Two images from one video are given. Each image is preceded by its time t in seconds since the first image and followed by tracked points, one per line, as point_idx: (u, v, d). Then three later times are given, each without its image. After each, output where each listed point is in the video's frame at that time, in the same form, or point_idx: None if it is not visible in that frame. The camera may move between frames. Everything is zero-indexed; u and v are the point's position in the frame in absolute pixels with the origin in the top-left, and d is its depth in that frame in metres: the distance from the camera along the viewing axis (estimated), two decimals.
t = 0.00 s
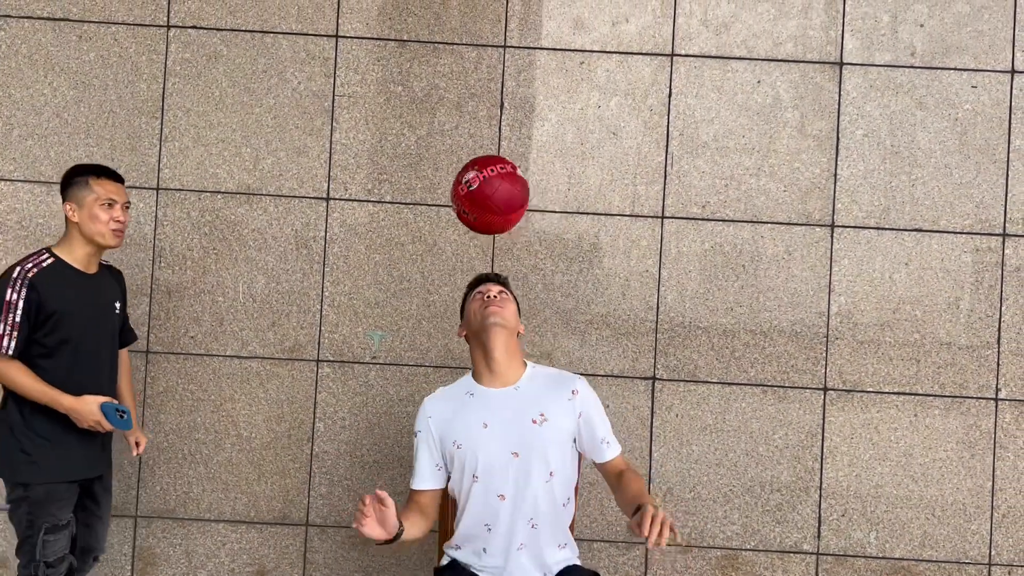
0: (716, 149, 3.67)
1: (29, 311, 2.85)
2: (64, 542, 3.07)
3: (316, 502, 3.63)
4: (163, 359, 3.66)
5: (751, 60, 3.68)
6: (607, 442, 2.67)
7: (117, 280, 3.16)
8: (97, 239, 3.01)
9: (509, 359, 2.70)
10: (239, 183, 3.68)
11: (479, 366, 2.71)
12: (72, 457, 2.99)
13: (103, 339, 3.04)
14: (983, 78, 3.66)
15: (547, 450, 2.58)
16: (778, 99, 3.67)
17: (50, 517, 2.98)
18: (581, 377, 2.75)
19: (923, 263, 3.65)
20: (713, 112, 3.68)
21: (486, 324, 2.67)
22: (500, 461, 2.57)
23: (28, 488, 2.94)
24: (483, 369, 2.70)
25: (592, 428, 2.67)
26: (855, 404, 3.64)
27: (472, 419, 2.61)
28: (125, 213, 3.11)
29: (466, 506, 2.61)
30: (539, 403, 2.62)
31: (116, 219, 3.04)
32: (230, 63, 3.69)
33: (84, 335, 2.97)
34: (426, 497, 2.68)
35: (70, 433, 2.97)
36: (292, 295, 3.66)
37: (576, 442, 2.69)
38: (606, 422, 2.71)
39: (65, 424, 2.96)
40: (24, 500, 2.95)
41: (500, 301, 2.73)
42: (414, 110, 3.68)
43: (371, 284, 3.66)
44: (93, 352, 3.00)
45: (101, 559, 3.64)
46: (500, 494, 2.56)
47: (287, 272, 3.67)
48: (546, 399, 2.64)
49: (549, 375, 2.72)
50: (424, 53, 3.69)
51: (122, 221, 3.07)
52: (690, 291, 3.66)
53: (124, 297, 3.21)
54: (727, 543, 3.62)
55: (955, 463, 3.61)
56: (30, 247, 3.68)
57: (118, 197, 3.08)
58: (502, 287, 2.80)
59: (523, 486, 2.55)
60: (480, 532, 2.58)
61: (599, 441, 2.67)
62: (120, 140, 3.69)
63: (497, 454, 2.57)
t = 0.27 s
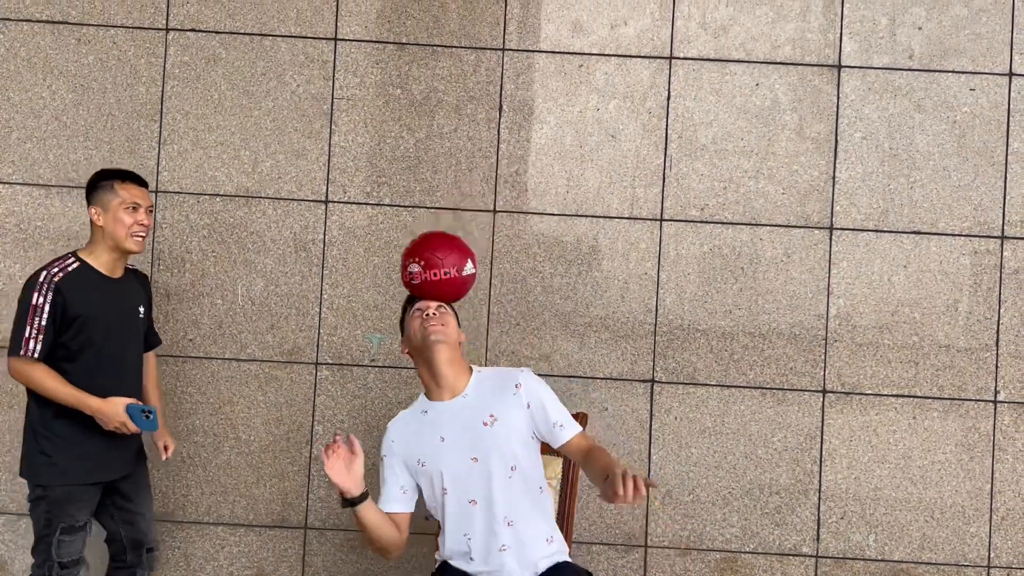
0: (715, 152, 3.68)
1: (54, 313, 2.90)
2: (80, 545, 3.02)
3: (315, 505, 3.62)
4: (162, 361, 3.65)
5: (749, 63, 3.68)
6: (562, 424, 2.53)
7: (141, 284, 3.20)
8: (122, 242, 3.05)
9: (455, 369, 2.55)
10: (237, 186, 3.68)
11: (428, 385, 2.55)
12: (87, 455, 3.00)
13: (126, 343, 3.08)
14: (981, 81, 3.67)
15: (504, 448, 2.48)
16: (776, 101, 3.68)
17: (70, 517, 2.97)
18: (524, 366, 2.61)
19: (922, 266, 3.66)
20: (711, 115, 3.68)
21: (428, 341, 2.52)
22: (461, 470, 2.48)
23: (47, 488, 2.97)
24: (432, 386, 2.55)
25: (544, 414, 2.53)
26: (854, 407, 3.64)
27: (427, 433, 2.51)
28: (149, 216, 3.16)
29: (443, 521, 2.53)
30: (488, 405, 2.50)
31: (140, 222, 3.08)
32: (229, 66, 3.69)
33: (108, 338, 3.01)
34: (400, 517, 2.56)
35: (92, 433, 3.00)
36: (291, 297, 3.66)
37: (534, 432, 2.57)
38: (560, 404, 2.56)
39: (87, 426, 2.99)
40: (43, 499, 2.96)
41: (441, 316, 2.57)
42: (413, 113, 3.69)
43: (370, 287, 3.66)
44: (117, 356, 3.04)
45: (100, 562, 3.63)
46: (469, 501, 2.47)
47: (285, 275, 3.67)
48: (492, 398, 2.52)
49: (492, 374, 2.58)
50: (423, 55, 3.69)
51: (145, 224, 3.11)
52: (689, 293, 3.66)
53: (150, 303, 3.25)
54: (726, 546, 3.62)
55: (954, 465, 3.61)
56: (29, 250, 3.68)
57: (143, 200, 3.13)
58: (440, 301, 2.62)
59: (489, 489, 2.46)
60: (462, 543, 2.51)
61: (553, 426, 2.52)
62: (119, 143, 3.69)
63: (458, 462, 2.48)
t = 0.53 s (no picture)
0: (714, 153, 3.68)
1: (82, 321, 3.09)
2: (101, 543, 3.15)
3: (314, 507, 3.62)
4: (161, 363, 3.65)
5: (748, 64, 3.69)
6: (543, 430, 2.60)
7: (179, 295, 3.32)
8: (159, 251, 3.21)
9: (445, 371, 2.68)
10: (237, 187, 3.68)
11: (415, 386, 2.68)
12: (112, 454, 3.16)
13: (154, 351, 3.20)
14: (980, 82, 3.67)
15: (483, 449, 2.56)
16: (776, 103, 3.68)
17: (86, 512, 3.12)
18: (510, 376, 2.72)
19: (921, 267, 3.66)
20: (710, 116, 3.69)
21: (423, 341, 2.66)
22: (439, 468, 2.56)
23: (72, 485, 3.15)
24: (420, 385, 2.67)
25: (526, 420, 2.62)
26: (854, 408, 3.64)
27: (410, 431, 2.61)
28: (185, 228, 3.31)
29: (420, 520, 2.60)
30: (472, 406, 2.61)
31: (174, 232, 3.24)
32: (228, 68, 3.70)
33: (133, 347, 3.15)
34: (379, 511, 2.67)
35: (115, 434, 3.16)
36: (290, 299, 3.66)
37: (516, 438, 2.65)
38: (544, 412, 2.65)
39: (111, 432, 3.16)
40: (68, 495, 3.14)
41: (438, 320, 2.73)
42: (412, 114, 3.69)
43: (369, 288, 3.66)
44: (143, 364, 3.18)
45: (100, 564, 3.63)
46: (446, 499, 2.54)
47: (285, 277, 3.67)
48: (475, 401, 2.62)
49: (481, 379, 2.70)
50: (422, 57, 3.70)
51: (183, 235, 3.28)
52: (688, 295, 3.67)
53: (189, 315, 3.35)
54: (725, 547, 3.62)
55: (953, 466, 3.62)
56: (28, 251, 3.68)
57: (177, 213, 3.29)
58: (439, 308, 2.80)
59: (465, 488, 2.53)
60: (436, 541, 2.56)
61: (534, 431, 2.60)
62: (118, 145, 3.69)
63: (437, 460, 2.56)
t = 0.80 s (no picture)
0: (713, 154, 3.68)
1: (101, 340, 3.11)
2: (123, 550, 3.16)
3: (314, 508, 3.63)
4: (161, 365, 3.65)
5: (747, 66, 3.69)
6: (557, 422, 2.66)
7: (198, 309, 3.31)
8: (177, 270, 3.21)
9: (471, 357, 2.78)
10: (236, 189, 3.68)
11: (445, 368, 2.80)
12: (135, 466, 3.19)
13: (173, 366, 3.21)
14: (979, 83, 3.68)
15: (498, 435, 2.62)
16: (775, 104, 3.69)
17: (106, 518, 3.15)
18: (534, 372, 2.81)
19: (920, 268, 3.66)
20: (710, 117, 3.69)
21: (452, 328, 2.75)
22: (453, 448, 2.62)
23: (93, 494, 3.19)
24: (448, 369, 2.78)
25: (544, 412, 2.69)
26: (853, 408, 3.64)
27: (431, 410, 2.70)
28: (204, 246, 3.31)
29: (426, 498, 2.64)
30: (494, 393, 2.69)
31: (193, 251, 3.23)
32: (228, 69, 3.70)
33: (153, 364, 3.17)
34: (390, 488, 2.71)
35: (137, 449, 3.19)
36: (290, 300, 3.67)
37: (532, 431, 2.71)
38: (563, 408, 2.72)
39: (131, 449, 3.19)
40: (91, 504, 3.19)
41: (467, 307, 2.80)
42: (412, 116, 3.69)
43: (369, 289, 3.66)
44: (162, 382, 3.19)
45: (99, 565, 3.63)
46: (454, 479, 2.59)
47: (284, 278, 3.67)
48: (497, 389, 2.71)
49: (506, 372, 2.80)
50: (421, 58, 3.70)
51: (202, 252, 3.28)
52: (687, 296, 3.67)
53: (210, 328, 3.34)
54: (725, 548, 3.62)
55: (953, 467, 3.62)
56: (28, 253, 3.68)
57: (197, 231, 3.28)
58: (467, 293, 2.86)
59: (475, 470, 2.58)
60: (439, 520, 2.59)
61: (549, 423, 2.66)
62: (118, 147, 3.69)
63: (452, 440, 2.63)
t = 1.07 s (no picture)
0: (712, 154, 3.69)
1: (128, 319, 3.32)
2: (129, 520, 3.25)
3: (313, 508, 3.63)
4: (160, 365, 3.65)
5: (745, 65, 3.69)
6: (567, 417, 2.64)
7: (215, 290, 3.33)
8: (181, 256, 3.29)
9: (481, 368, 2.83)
10: (235, 189, 3.68)
11: (458, 382, 2.83)
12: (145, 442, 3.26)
13: (183, 343, 3.26)
14: (977, 82, 3.68)
15: (513, 436, 2.65)
16: (773, 104, 3.69)
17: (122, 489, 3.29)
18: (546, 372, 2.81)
19: (919, 267, 3.67)
20: (708, 117, 3.69)
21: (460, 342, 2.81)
22: (471, 454, 2.66)
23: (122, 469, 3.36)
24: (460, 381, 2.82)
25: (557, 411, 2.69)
26: (852, 408, 3.65)
27: (447, 419, 2.74)
28: (210, 233, 3.35)
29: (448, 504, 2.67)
30: (506, 397, 2.73)
31: (193, 238, 3.29)
32: (226, 70, 3.70)
33: (163, 337, 3.27)
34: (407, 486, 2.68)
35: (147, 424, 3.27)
36: (289, 300, 3.66)
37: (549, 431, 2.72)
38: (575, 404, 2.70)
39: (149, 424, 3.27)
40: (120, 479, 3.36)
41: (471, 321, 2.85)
42: (410, 116, 3.69)
43: (368, 289, 3.67)
44: (172, 354, 3.26)
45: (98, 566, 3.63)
46: (473, 483, 2.63)
47: (283, 278, 3.67)
48: (509, 393, 2.74)
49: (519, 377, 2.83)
50: (420, 58, 3.70)
51: (206, 239, 3.33)
52: (686, 295, 3.67)
53: (228, 309, 3.33)
54: (724, 547, 3.62)
55: (951, 466, 3.62)
56: (27, 254, 3.68)
57: (200, 219, 3.33)
58: (470, 307, 2.91)
59: (492, 473, 2.62)
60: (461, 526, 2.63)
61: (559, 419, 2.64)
62: (116, 147, 3.69)
63: (470, 446, 2.67)
